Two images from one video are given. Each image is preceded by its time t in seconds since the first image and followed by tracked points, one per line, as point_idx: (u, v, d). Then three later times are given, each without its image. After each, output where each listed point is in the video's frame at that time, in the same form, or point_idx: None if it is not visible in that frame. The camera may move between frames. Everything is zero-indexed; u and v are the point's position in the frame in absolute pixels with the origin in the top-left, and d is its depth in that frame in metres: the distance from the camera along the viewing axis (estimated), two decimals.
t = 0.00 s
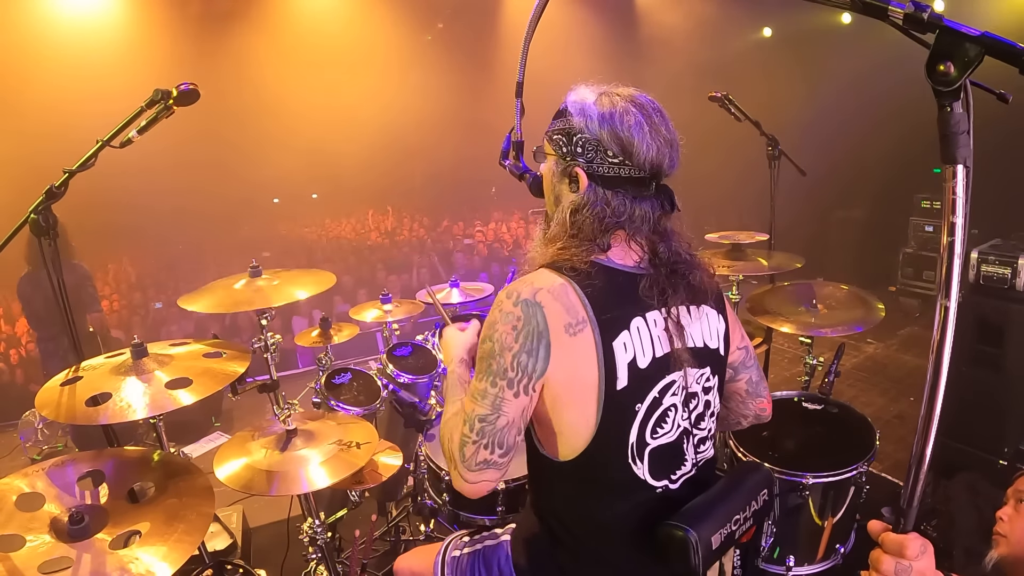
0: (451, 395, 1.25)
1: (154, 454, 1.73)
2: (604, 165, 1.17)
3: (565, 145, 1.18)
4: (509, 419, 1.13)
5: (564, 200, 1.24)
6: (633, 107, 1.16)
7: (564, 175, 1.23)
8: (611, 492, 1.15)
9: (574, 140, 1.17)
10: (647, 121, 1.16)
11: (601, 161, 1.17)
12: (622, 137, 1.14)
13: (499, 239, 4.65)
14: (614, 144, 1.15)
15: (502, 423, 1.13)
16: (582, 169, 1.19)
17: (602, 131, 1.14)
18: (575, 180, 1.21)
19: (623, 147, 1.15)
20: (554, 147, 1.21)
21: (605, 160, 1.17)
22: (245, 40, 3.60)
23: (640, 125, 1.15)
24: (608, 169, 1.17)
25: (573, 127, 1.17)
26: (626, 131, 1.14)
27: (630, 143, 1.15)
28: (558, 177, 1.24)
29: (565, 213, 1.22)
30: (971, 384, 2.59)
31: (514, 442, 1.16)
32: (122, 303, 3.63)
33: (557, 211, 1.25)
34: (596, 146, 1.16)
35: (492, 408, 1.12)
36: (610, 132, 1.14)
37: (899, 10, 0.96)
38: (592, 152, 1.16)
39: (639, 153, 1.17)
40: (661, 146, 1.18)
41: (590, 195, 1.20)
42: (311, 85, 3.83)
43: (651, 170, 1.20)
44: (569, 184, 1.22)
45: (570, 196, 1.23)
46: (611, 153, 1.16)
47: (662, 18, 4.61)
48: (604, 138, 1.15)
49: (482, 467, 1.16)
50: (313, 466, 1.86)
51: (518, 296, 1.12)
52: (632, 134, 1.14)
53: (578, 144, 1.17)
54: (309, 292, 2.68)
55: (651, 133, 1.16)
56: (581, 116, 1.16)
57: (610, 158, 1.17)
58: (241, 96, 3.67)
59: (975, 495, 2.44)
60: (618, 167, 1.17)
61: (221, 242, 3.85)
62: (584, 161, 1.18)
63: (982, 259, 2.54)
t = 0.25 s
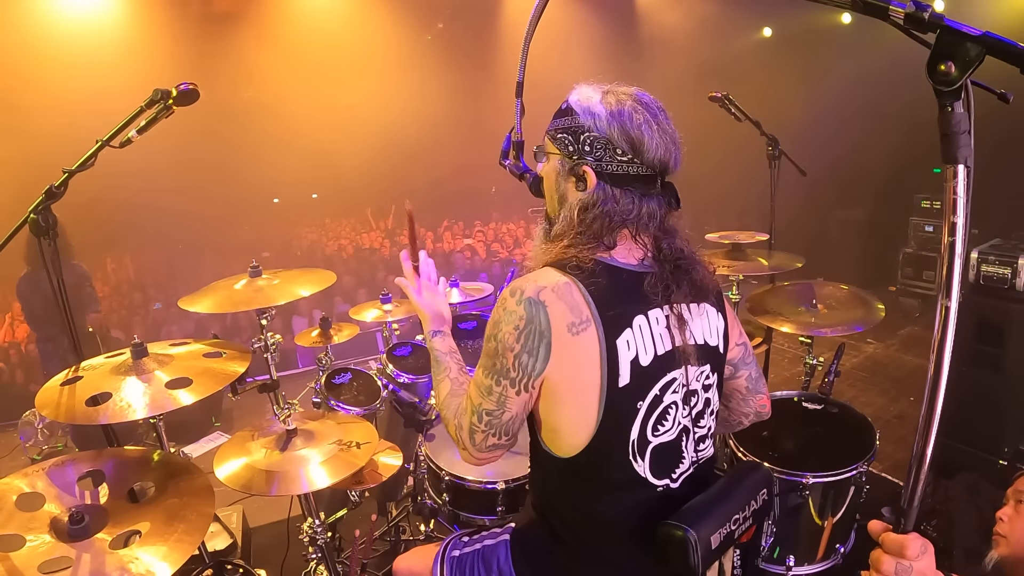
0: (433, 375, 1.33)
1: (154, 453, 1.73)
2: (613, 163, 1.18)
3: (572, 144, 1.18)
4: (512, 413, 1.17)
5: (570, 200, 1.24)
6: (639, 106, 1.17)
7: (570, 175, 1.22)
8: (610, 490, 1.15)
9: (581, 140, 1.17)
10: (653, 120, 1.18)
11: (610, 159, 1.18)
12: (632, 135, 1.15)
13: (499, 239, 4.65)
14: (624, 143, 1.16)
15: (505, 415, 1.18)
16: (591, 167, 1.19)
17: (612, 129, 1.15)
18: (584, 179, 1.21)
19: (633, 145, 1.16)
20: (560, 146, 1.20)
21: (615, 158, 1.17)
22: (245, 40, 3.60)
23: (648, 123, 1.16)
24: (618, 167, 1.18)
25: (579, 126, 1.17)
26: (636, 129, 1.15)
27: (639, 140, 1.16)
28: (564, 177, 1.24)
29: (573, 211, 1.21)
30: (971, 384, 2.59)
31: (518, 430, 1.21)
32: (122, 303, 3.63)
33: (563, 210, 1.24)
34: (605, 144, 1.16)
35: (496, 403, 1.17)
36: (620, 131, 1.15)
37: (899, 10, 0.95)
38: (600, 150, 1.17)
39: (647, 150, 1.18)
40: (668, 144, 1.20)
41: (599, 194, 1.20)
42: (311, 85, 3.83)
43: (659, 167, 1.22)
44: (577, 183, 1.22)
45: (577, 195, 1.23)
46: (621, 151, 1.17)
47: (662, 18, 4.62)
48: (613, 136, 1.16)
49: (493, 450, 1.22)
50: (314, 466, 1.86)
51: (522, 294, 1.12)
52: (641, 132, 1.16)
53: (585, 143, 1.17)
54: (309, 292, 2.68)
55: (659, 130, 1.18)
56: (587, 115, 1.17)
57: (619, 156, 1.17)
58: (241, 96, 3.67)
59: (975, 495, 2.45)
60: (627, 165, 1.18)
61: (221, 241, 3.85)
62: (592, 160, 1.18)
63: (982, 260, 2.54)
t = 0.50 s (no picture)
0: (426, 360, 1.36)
1: (154, 454, 1.73)
2: (620, 163, 1.20)
3: (579, 144, 1.20)
4: (507, 402, 1.18)
5: (574, 199, 1.24)
6: (645, 108, 1.20)
7: (576, 175, 1.23)
8: (610, 489, 1.15)
9: (588, 139, 1.19)
10: (660, 122, 1.20)
11: (617, 160, 1.19)
12: (639, 136, 1.18)
13: (499, 239, 4.65)
14: (631, 143, 1.18)
15: (500, 404, 1.18)
16: (597, 167, 1.20)
17: (619, 130, 1.18)
18: (590, 179, 1.21)
19: (640, 145, 1.18)
20: (566, 146, 1.21)
21: (621, 158, 1.19)
22: (245, 40, 3.60)
23: (656, 124, 1.19)
24: (624, 168, 1.20)
25: (586, 127, 1.19)
26: (644, 130, 1.18)
27: (647, 141, 1.18)
28: (569, 177, 1.24)
29: (579, 210, 1.21)
30: (971, 384, 2.59)
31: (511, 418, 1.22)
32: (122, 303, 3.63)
33: (567, 209, 1.24)
34: (613, 145, 1.18)
35: (493, 391, 1.18)
36: (628, 131, 1.17)
37: (898, 10, 0.96)
38: (607, 150, 1.19)
39: (654, 151, 1.21)
40: (673, 146, 1.23)
41: (605, 194, 1.21)
42: (311, 85, 3.83)
43: (663, 169, 1.24)
44: (582, 183, 1.22)
45: (582, 195, 1.23)
46: (628, 152, 1.19)
47: (662, 18, 4.61)
48: (621, 137, 1.18)
49: (483, 435, 1.24)
50: (314, 466, 1.87)
51: (525, 287, 1.13)
52: (649, 133, 1.18)
53: (593, 143, 1.19)
54: (308, 292, 2.68)
55: (665, 132, 1.20)
56: (595, 116, 1.19)
57: (626, 157, 1.19)
58: (241, 97, 3.67)
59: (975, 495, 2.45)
60: (633, 166, 1.20)
61: (221, 241, 3.85)
62: (599, 160, 1.19)
63: (982, 260, 2.54)
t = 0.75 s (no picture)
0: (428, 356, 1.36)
1: (154, 454, 1.73)
2: (623, 163, 1.20)
3: (582, 141, 1.19)
4: (506, 400, 1.18)
5: (575, 197, 1.24)
6: (649, 108, 1.21)
7: (578, 172, 1.23)
8: (609, 487, 1.15)
9: (592, 137, 1.18)
10: (664, 123, 1.21)
11: (620, 159, 1.19)
12: (644, 136, 1.18)
13: (499, 239, 4.65)
14: (634, 143, 1.18)
15: (498, 401, 1.19)
16: (600, 166, 1.20)
17: (624, 129, 1.18)
18: (592, 177, 1.21)
19: (643, 145, 1.19)
20: (569, 143, 1.21)
21: (624, 157, 1.20)
22: (245, 40, 3.60)
23: (660, 125, 1.20)
24: (627, 167, 1.20)
25: (591, 124, 1.19)
26: (648, 130, 1.18)
27: (650, 141, 1.19)
28: (570, 174, 1.24)
29: (579, 207, 1.21)
30: (971, 384, 2.60)
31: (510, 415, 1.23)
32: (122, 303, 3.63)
33: (568, 206, 1.24)
34: (616, 144, 1.18)
35: (491, 389, 1.18)
36: (632, 131, 1.18)
37: (899, 10, 0.95)
38: (610, 149, 1.19)
39: (658, 153, 1.21)
40: (677, 148, 1.23)
41: (607, 193, 1.20)
42: (310, 85, 3.83)
43: (665, 171, 1.24)
44: (584, 181, 1.22)
45: (583, 193, 1.23)
46: (631, 152, 1.19)
47: (662, 18, 4.61)
48: (625, 136, 1.18)
49: (484, 430, 1.25)
50: (314, 465, 1.86)
51: (525, 286, 1.13)
52: (653, 134, 1.19)
53: (596, 140, 1.18)
54: (308, 292, 2.68)
55: (668, 134, 1.21)
56: (600, 114, 1.19)
57: (629, 156, 1.19)
58: (241, 97, 3.67)
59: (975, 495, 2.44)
60: (636, 165, 1.20)
61: (221, 241, 3.85)
62: (602, 158, 1.19)
63: (982, 260, 2.54)
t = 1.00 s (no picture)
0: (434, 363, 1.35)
1: (154, 454, 1.73)
2: (620, 161, 1.20)
3: (579, 140, 1.20)
4: (512, 404, 1.18)
5: (573, 195, 1.24)
6: (646, 106, 1.21)
7: (575, 171, 1.23)
8: (608, 486, 1.15)
9: (588, 136, 1.19)
10: (661, 121, 1.21)
11: (616, 157, 1.20)
12: (639, 134, 1.18)
13: (499, 239, 4.65)
14: (631, 141, 1.19)
15: (504, 406, 1.19)
16: (596, 164, 1.20)
17: (620, 127, 1.18)
18: (589, 176, 1.22)
19: (640, 143, 1.19)
20: (565, 142, 1.21)
21: (621, 156, 1.20)
22: (245, 40, 3.60)
23: (656, 123, 1.20)
24: (624, 165, 1.20)
25: (586, 123, 1.19)
26: (644, 128, 1.18)
27: (646, 139, 1.19)
28: (569, 173, 1.24)
29: (577, 206, 1.21)
30: (971, 384, 2.59)
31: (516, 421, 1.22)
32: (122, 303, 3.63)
33: (565, 205, 1.24)
34: (613, 142, 1.19)
35: (496, 393, 1.18)
36: (628, 129, 1.18)
37: (900, 10, 0.96)
38: (607, 148, 1.19)
39: (654, 149, 1.22)
40: (673, 145, 1.23)
41: (604, 191, 1.21)
42: (311, 85, 3.83)
43: (662, 168, 1.24)
44: (581, 179, 1.23)
45: (580, 191, 1.23)
46: (627, 150, 1.19)
47: (662, 18, 4.61)
48: (621, 134, 1.18)
49: (488, 440, 1.24)
50: (314, 465, 1.86)
51: (525, 285, 1.13)
52: (649, 132, 1.19)
53: (593, 139, 1.19)
54: (308, 292, 2.68)
55: (665, 131, 1.21)
56: (596, 113, 1.19)
57: (626, 154, 1.20)
58: (242, 97, 3.67)
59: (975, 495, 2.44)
60: (633, 163, 1.20)
61: (221, 241, 3.85)
62: (598, 156, 1.19)
63: (982, 260, 2.54)
